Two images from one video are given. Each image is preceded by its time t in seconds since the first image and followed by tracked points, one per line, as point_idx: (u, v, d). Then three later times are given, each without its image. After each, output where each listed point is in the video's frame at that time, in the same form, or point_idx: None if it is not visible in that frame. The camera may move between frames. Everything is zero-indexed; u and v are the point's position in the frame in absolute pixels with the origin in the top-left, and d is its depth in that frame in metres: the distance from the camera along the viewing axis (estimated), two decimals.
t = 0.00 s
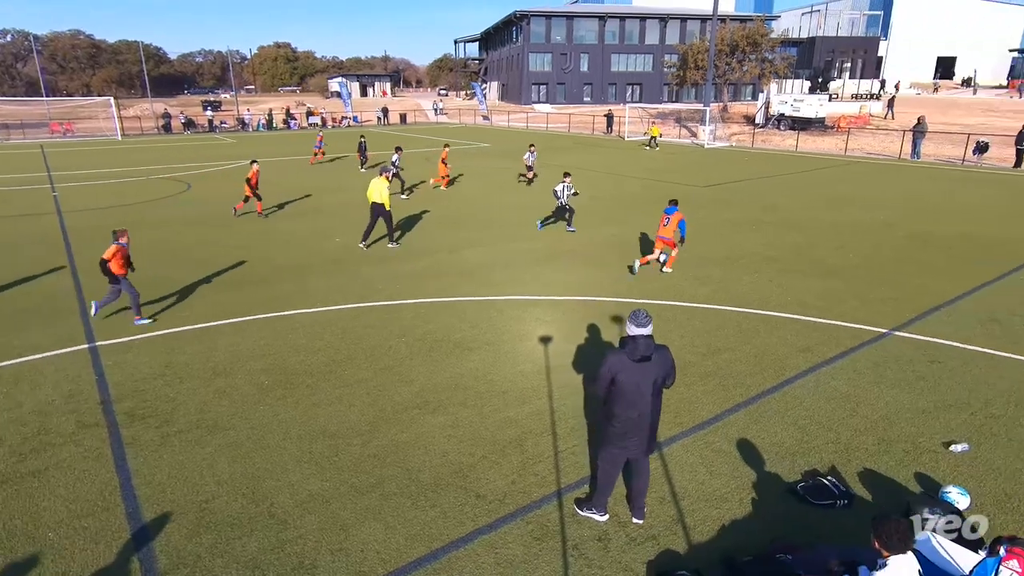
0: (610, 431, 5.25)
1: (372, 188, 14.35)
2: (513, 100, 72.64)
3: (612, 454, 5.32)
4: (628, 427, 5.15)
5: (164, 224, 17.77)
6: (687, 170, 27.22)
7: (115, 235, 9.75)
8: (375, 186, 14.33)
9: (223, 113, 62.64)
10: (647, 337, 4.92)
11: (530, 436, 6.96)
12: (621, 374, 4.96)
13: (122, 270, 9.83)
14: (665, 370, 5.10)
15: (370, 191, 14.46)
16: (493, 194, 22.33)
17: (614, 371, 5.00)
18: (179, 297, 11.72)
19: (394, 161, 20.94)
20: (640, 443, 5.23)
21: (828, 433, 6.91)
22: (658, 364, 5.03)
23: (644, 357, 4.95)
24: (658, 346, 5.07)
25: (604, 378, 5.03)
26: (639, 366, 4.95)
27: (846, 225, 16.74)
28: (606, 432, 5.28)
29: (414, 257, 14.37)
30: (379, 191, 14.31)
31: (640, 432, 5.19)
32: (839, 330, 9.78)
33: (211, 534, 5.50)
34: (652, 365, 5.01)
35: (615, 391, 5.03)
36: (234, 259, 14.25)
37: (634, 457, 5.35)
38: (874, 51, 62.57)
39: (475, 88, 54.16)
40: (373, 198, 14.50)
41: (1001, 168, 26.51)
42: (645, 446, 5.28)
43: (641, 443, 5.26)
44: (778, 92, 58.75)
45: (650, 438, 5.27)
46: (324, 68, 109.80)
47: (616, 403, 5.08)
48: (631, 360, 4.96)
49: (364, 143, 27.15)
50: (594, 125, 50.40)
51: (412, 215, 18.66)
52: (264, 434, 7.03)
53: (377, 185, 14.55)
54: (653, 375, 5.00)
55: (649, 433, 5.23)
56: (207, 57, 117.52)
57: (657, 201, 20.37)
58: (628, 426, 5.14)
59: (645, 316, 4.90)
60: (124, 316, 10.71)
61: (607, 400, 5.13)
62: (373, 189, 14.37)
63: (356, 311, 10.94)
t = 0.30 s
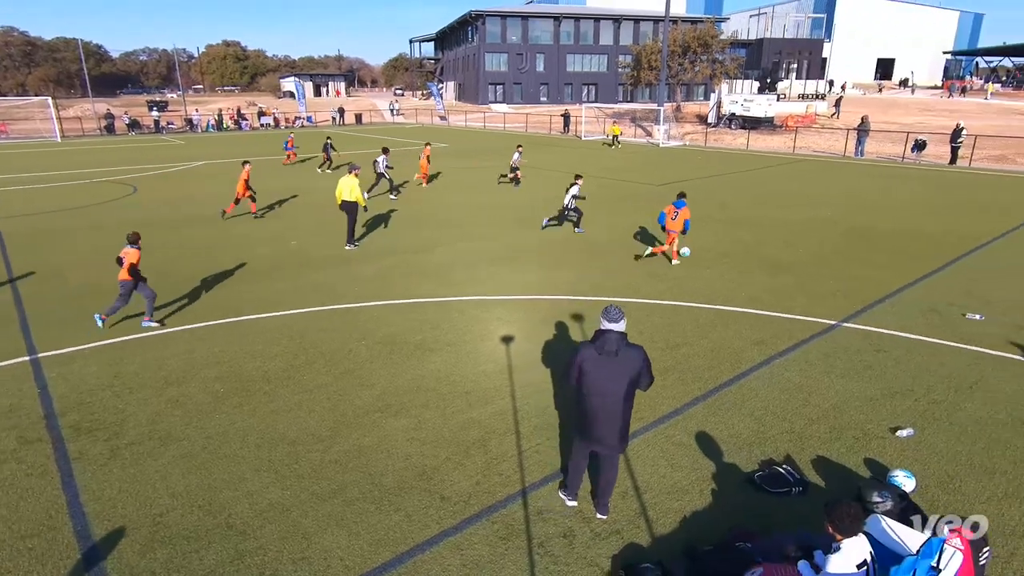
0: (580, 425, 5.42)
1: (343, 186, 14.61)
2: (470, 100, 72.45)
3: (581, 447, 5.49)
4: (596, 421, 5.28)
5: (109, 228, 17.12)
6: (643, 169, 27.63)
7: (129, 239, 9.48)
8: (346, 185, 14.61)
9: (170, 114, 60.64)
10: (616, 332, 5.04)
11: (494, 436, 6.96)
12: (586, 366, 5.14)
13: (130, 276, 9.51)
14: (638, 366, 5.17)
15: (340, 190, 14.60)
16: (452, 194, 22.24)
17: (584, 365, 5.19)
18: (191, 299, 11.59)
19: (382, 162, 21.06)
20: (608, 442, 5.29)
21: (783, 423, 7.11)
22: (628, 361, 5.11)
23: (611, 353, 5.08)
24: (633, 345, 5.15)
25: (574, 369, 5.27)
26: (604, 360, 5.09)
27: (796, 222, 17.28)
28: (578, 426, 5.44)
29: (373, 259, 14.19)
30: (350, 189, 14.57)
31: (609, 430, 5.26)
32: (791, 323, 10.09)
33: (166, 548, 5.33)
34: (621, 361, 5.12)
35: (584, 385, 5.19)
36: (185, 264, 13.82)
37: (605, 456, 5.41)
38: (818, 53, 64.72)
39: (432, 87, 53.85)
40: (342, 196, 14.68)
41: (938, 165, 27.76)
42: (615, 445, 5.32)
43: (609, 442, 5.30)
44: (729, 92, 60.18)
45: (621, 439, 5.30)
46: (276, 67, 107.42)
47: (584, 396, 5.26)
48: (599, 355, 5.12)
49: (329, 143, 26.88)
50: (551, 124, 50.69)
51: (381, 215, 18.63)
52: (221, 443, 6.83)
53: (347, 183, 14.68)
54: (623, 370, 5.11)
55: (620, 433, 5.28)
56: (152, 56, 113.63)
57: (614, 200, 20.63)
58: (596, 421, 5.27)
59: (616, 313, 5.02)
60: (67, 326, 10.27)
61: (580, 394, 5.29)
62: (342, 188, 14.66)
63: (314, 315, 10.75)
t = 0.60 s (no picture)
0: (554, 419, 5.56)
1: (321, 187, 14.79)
2: (433, 100, 72.08)
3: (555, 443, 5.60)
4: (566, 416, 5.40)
5: (59, 233, 16.48)
6: (606, 168, 27.90)
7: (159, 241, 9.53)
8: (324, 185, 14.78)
9: (121, 114, 58.68)
10: (582, 324, 5.22)
11: (463, 437, 6.94)
12: (555, 360, 5.33)
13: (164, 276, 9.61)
14: (606, 360, 5.25)
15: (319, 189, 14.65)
16: (417, 194, 22.10)
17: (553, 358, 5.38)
18: (211, 301, 11.47)
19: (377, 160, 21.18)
20: (579, 437, 5.37)
21: (745, 416, 7.28)
22: (596, 356, 5.23)
23: (578, 347, 5.23)
24: (602, 341, 5.29)
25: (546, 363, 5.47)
26: (571, 354, 5.25)
27: (755, 219, 17.69)
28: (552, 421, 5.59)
29: (336, 261, 14.00)
30: (327, 189, 14.67)
31: (579, 426, 5.35)
32: (752, 318, 10.33)
33: (126, 562, 5.17)
34: (588, 354, 5.22)
35: (554, 378, 5.37)
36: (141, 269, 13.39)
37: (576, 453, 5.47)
38: (774, 54, 66.36)
39: (395, 87, 53.43)
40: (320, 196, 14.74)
41: (888, 163, 28.77)
42: (586, 442, 5.39)
43: (578, 439, 5.38)
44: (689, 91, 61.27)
45: (591, 435, 5.38)
46: (233, 66, 105.08)
47: (555, 390, 5.41)
48: (565, 348, 5.30)
49: (307, 143, 26.66)
50: (514, 124, 50.78)
51: (355, 215, 18.62)
52: (182, 453, 6.65)
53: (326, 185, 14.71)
54: (588, 363, 5.22)
55: (590, 429, 5.36)
56: (102, 55, 109.90)
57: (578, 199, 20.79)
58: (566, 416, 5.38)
59: (585, 308, 5.20)
60: (16, 335, 9.84)
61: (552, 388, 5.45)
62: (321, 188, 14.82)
63: (277, 319, 10.54)
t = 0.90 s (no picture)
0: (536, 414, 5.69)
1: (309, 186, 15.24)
2: (401, 100, 71.63)
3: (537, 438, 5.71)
4: (544, 410, 5.51)
5: (14, 240, 15.89)
6: (576, 168, 28.05)
7: (200, 235, 9.85)
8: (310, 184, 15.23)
9: (78, 116, 56.84)
10: (558, 318, 5.35)
11: (437, 439, 6.91)
12: (534, 354, 5.47)
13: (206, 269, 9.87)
14: (581, 353, 5.34)
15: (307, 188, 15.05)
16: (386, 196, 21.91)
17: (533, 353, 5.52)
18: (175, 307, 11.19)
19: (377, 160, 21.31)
20: (559, 430, 5.47)
21: (716, 411, 7.39)
22: (573, 351, 5.33)
23: (554, 341, 5.34)
24: (579, 336, 5.40)
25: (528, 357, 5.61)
26: (547, 347, 5.37)
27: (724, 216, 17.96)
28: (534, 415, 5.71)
29: (305, 264, 13.80)
30: (312, 186, 15.17)
31: (557, 419, 5.44)
32: (721, 314, 10.49)
33: None
34: (564, 348, 5.33)
35: (534, 372, 5.50)
36: (102, 276, 13.00)
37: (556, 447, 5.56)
38: (738, 55, 67.50)
39: (362, 88, 52.90)
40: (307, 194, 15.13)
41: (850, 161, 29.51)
42: (565, 436, 5.49)
43: (557, 432, 5.48)
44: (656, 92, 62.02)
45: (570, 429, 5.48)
46: (195, 67, 102.82)
47: (534, 384, 5.54)
48: (543, 342, 5.43)
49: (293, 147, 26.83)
50: (484, 125, 50.77)
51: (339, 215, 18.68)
52: (148, 463, 6.48)
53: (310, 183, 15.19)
54: (564, 357, 5.32)
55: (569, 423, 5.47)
56: (56, 55, 106.47)
57: (548, 200, 20.86)
58: (544, 410, 5.49)
59: (562, 302, 5.32)
60: None
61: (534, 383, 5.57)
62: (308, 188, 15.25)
63: (245, 324, 10.34)
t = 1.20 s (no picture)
0: (526, 402, 5.87)
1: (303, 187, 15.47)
2: (376, 100, 71.11)
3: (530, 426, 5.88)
4: (536, 397, 5.70)
5: None
6: (553, 167, 28.11)
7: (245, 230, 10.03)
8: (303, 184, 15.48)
9: (42, 117, 55.31)
10: (543, 307, 5.56)
11: (417, 440, 6.88)
12: (522, 343, 5.67)
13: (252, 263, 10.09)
14: (567, 339, 5.58)
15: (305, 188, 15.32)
16: (362, 197, 21.72)
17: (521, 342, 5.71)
18: (149, 311, 10.96)
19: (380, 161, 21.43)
20: (552, 416, 5.68)
21: (694, 407, 7.47)
22: (560, 338, 5.56)
23: (542, 329, 5.56)
24: (563, 323, 5.64)
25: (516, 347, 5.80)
26: (535, 336, 5.57)
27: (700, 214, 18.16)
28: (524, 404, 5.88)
29: (280, 266, 13.63)
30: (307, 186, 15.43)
31: (551, 405, 5.65)
32: (697, 311, 10.61)
33: None
34: (551, 335, 5.55)
35: (523, 361, 5.70)
36: (70, 281, 12.69)
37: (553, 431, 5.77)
38: (711, 55, 68.25)
39: (337, 87, 52.40)
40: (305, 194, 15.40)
41: (821, 159, 30.03)
42: (559, 420, 5.71)
43: (550, 418, 5.69)
44: (631, 91, 62.50)
45: (563, 412, 5.70)
46: (164, 66, 100.88)
47: (525, 373, 5.72)
48: (530, 331, 5.63)
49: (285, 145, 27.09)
50: (460, 124, 50.62)
51: (329, 215, 18.72)
52: (121, 471, 6.35)
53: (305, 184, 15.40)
54: (552, 343, 5.54)
55: (562, 407, 5.68)
56: (19, 54, 103.58)
57: (525, 199, 20.89)
58: (536, 396, 5.68)
59: (547, 292, 5.55)
60: None
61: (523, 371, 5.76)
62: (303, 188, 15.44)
63: (219, 328, 10.18)
